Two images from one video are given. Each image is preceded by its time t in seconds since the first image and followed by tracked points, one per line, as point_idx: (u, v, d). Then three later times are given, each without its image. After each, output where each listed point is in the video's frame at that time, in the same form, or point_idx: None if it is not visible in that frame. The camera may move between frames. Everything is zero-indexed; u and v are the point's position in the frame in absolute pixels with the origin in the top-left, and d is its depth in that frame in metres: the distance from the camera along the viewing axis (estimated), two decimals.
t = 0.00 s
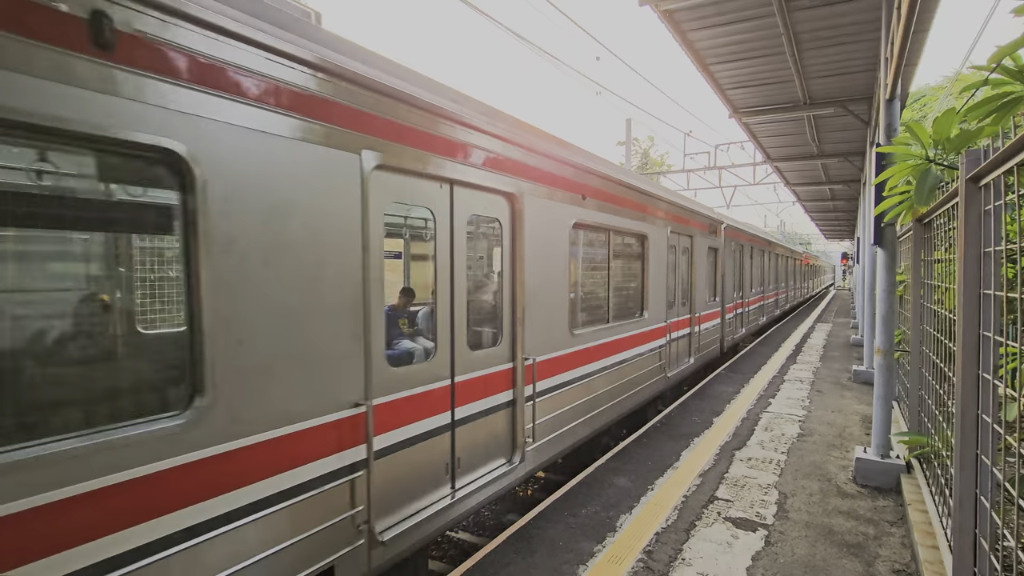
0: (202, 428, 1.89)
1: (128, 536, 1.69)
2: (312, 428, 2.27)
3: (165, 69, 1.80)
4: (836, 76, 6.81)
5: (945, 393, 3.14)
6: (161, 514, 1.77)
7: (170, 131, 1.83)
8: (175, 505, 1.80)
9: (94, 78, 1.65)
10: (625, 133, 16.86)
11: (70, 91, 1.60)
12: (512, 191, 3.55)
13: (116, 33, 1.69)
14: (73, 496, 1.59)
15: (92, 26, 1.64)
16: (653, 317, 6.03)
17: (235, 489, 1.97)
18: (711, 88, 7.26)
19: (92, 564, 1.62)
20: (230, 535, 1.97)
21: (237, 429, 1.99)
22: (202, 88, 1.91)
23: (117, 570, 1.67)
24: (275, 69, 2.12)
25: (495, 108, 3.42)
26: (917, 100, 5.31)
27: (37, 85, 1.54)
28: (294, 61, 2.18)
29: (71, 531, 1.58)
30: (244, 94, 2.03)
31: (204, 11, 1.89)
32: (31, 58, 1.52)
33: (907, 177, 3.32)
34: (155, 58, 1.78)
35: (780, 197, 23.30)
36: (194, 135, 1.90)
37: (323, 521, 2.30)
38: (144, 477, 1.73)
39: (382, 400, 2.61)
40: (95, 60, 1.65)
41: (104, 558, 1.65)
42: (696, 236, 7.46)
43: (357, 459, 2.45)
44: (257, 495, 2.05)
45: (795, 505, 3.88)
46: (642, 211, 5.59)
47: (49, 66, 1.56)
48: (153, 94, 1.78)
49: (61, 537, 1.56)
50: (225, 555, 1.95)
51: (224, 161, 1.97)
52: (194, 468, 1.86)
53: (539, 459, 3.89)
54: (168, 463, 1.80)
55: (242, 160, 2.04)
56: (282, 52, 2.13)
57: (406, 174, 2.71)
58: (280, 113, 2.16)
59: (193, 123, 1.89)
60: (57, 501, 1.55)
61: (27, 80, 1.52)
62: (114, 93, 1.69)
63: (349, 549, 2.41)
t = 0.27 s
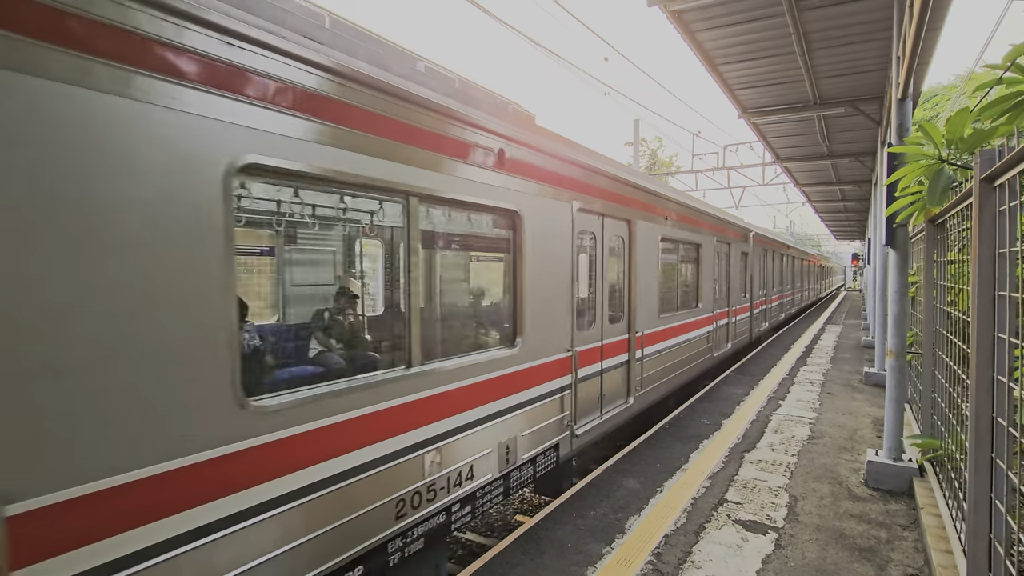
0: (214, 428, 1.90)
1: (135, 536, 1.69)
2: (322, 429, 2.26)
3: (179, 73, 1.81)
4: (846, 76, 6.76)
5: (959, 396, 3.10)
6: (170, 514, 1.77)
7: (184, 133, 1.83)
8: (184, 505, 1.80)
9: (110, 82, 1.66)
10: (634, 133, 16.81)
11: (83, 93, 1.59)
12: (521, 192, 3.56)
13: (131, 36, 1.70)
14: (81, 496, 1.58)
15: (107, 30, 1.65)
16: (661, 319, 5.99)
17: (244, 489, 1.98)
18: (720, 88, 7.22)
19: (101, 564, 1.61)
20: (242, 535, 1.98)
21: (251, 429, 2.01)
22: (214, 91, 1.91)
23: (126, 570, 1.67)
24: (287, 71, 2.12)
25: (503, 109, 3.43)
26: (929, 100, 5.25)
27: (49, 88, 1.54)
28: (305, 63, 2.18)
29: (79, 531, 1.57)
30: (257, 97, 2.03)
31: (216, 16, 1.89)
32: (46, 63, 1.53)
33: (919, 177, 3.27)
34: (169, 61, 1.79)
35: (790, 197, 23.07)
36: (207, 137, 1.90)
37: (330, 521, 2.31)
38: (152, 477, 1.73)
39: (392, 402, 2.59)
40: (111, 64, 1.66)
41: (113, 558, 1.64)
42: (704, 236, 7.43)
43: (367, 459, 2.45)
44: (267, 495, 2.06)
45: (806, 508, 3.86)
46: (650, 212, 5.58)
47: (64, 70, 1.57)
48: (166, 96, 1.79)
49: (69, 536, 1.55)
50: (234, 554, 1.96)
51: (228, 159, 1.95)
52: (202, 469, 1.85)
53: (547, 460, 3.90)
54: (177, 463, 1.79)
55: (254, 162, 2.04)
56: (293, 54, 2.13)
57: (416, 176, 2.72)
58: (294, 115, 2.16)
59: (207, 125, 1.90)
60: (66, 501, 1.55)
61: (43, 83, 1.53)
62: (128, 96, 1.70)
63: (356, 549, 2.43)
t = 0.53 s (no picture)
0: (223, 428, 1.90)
1: (138, 534, 1.69)
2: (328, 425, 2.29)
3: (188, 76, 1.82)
4: (855, 75, 6.71)
5: (971, 398, 3.07)
6: (174, 513, 1.77)
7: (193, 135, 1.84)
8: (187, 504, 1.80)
9: (120, 85, 1.66)
10: (640, 134, 16.76)
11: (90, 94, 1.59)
12: (528, 193, 3.58)
13: (139, 39, 1.70)
14: (84, 495, 1.58)
15: (115, 31, 1.65)
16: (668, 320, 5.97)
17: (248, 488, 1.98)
18: (728, 88, 7.19)
19: (105, 563, 1.62)
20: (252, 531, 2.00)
21: (261, 429, 2.03)
22: (223, 94, 1.92)
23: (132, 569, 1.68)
24: (295, 73, 2.14)
25: (510, 110, 3.44)
26: (940, 98, 5.20)
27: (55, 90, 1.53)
28: (312, 66, 2.19)
29: (83, 530, 1.57)
30: (265, 99, 2.04)
31: (225, 19, 1.90)
32: (56, 65, 1.53)
33: (930, 177, 3.23)
34: (178, 64, 1.79)
35: (799, 196, 22.87)
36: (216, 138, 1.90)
37: (335, 519, 2.32)
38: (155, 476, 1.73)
39: (397, 400, 2.62)
40: (121, 67, 1.67)
41: (116, 557, 1.64)
42: (712, 237, 7.40)
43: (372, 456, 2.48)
44: (273, 492, 2.08)
45: (815, 510, 3.83)
46: (657, 212, 5.57)
47: (74, 71, 1.57)
48: (175, 98, 1.80)
49: (72, 536, 1.55)
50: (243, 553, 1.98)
51: (234, 159, 1.95)
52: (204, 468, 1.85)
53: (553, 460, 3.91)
54: (181, 463, 1.78)
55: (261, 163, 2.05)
56: (300, 57, 2.14)
57: (423, 177, 2.74)
58: (303, 117, 2.17)
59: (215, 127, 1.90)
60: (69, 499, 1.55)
61: (54, 86, 1.53)
62: (138, 98, 1.71)
63: (361, 547, 2.44)
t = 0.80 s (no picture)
0: (228, 426, 1.92)
1: (142, 533, 1.69)
2: (333, 428, 2.28)
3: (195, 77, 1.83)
4: (862, 73, 6.66)
5: (980, 398, 3.04)
6: (180, 512, 1.78)
7: (199, 135, 1.85)
8: (192, 504, 1.81)
9: (126, 86, 1.67)
10: (646, 133, 16.72)
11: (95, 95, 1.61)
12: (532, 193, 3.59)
13: (146, 43, 1.72)
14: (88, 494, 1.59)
15: (119, 34, 1.66)
16: (674, 320, 5.95)
17: (255, 488, 1.98)
18: (734, 87, 7.16)
19: (109, 561, 1.62)
20: (259, 533, 2.01)
21: (268, 429, 2.04)
22: (229, 95, 1.93)
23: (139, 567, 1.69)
24: (300, 74, 2.15)
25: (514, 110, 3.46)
26: (948, 97, 5.16)
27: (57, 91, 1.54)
28: (317, 67, 2.20)
29: (88, 526, 1.58)
30: (270, 100, 2.05)
31: (230, 21, 1.92)
32: (59, 66, 1.54)
33: (939, 175, 3.18)
34: (184, 65, 1.81)
35: (806, 195, 22.71)
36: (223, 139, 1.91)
37: (341, 520, 2.31)
38: (159, 476, 1.74)
39: (403, 401, 2.61)
40: (127, 69, 1.68)
41: (121, 555, 1.65)
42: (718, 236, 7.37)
43: (378, 458, 2.46)
44: (281, 494, 2.07)
45: (822, 511, 3.81)
46: (662, 212, 5.57)
47: (78, 72, 1.58)
48: (181, 98, 1.80)
49: (77, 535, 1.56)
50: (249, 552, 1.98)
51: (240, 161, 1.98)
52: (208, 468, 1.85)
53: (558, 460, 3.91)
54: (182, 463, 1.79)
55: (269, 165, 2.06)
56: (305, 58, 2.15)
57: (428, 176, 2.75)
58: (308, 118, 2.18)
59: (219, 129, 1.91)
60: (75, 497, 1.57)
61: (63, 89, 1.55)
62: (144, 99, 1.72)
63: (368, 548, 2.44)
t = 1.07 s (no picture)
0: (231, 424, 1.93)
1: (144, 529, 1.71)
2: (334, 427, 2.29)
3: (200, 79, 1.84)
4: (866, 72, 6.63)
5: (986, 398, 3.03)
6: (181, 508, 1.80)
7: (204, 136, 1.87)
8: (192, 501, 1.82)
9: (131, 87, 1.69)
10: (649, 133, 16.70)
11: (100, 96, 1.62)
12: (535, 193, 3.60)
13: (152, 44, 1.73)
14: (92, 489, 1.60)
15: (123, 35, 1.67)
16: (677, 319, 5.94)
17: (254, 487, 1.99)
18: (738, 86, 7.15)
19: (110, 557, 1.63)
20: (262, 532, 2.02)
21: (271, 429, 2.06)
22: (232, 95, 1.94)
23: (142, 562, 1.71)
24: (303, 74, 2.16)
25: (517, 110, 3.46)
26: (953, 95, 5.13)
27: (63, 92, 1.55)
28: (320, 67, 2.21)
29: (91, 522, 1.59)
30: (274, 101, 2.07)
31: (234, 22, 1.93)
32: (65, 67, 1.55)
33: (944, 174, 3.15)
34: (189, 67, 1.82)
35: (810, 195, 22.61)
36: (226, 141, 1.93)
37: (342, 519, 2.32)
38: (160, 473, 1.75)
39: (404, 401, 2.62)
40: (133, 70, 1.69)
41: (123, 550, 1.66)
42: (722, 236, 7.35)
43: (378, 457, 2.47)
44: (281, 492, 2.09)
45: (827, 511, 3.80)
46: (664, 212, 5.57)
47: (83, 73, 1.59)
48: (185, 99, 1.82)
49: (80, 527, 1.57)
50: (252, 551, 1.99)
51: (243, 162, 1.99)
52: (206, 466, 1.87)
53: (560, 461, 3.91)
54: (183, 460, 1.81)
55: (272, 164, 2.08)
56: (308, 59, 2.17)
57: (430, 176, 2.76)
58: (311, 118, 2.20)
59: (222, 129, 1.93)
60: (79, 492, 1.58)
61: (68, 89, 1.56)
62: (149, 99, 1.73)
63: (369, 547, 2.45)
